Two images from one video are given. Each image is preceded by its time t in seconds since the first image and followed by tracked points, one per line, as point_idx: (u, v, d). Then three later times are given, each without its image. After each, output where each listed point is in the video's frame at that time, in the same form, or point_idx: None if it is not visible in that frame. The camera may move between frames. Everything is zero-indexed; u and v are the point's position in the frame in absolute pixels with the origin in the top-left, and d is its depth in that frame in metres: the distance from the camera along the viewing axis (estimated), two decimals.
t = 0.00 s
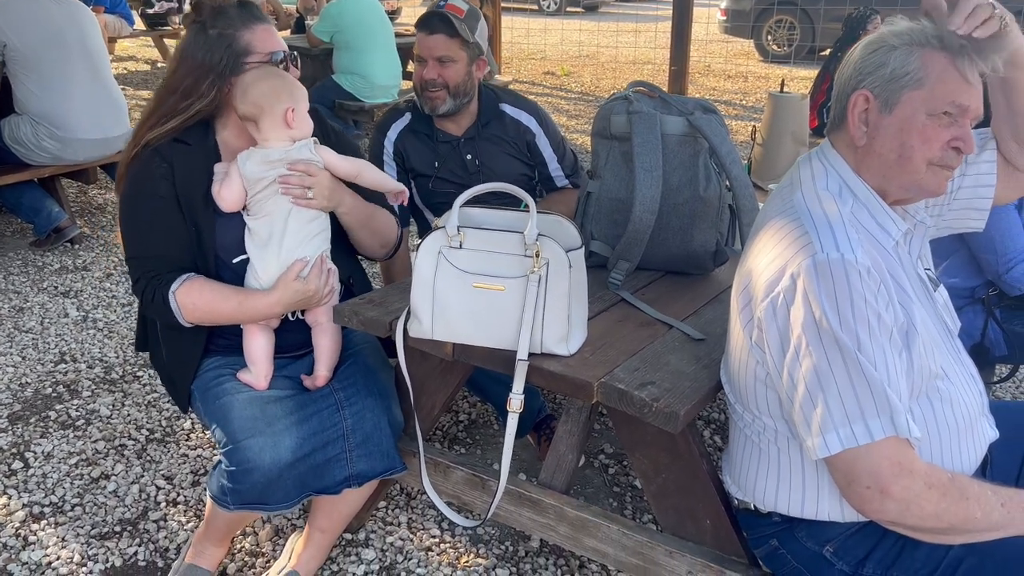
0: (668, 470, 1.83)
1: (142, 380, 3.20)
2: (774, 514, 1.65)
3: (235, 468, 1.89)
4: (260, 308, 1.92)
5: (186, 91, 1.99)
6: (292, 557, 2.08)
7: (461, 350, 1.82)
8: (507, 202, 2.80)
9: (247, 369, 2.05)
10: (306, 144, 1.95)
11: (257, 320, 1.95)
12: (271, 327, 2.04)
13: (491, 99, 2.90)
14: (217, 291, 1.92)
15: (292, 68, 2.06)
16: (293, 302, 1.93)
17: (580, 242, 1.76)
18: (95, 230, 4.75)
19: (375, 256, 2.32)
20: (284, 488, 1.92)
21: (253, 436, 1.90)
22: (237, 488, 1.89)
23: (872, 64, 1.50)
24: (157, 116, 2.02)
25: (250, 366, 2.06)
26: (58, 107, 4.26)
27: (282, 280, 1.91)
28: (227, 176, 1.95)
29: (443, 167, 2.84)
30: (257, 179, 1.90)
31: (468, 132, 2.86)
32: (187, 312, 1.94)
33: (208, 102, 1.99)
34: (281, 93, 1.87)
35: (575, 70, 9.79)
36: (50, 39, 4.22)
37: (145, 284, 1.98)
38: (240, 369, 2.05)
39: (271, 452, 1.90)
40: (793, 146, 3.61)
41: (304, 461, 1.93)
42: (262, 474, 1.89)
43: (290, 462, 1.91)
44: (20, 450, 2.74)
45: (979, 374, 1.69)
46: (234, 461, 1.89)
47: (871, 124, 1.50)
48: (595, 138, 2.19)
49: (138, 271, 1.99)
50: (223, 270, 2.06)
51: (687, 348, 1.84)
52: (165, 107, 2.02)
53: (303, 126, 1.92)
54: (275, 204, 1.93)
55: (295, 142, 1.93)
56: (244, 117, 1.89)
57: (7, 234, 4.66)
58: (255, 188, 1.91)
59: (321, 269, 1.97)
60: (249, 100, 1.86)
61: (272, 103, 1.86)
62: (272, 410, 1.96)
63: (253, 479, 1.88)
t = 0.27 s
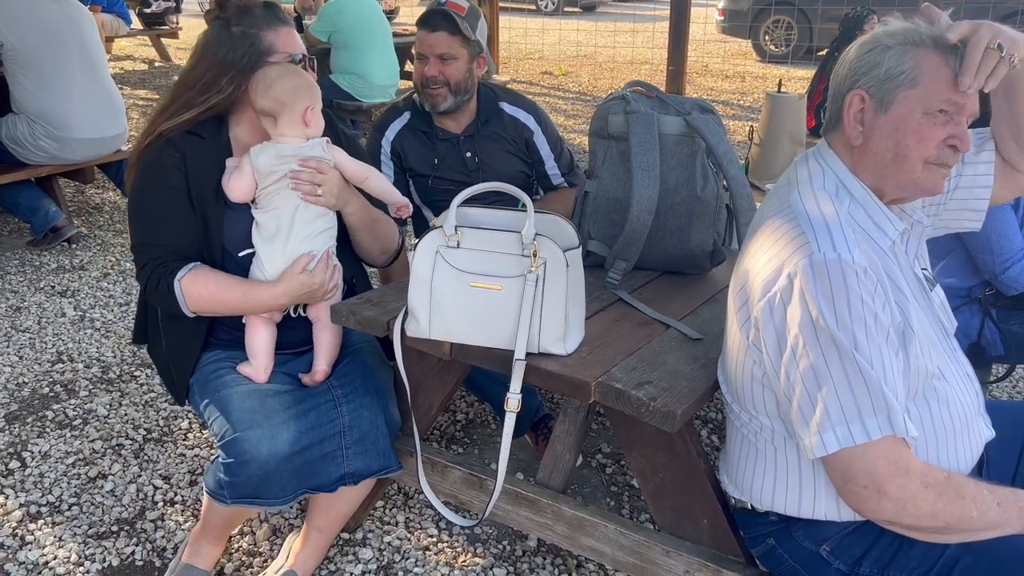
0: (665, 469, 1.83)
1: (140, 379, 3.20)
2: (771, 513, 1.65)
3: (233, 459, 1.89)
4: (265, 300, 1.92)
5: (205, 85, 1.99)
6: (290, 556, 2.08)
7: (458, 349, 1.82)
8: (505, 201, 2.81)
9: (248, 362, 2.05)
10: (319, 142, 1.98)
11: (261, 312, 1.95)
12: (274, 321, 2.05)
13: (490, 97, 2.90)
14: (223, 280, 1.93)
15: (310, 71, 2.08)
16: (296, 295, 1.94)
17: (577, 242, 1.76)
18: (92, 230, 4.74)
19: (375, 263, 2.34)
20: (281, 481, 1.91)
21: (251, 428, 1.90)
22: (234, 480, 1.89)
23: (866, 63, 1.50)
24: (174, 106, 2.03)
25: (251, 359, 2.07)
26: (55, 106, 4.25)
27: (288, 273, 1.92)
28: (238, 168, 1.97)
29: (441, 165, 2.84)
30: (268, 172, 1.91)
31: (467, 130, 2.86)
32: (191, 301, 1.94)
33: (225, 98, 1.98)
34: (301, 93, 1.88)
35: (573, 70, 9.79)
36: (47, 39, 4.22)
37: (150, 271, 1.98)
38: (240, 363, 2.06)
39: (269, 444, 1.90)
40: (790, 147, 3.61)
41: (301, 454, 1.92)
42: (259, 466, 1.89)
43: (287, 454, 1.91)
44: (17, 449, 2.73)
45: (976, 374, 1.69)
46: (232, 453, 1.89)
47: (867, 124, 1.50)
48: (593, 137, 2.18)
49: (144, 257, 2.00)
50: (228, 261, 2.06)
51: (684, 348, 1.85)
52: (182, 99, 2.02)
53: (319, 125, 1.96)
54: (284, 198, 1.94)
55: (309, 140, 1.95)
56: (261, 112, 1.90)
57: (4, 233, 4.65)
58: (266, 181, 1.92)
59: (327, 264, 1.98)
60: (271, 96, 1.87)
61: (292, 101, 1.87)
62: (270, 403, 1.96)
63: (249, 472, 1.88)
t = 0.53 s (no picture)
0: (662, 470, 1.83)
1: (137, 379, 3.19)
2: (768, 513, 1.65)
3: (231, 452, 1.88)
4: (269, 294, 1.93)
5: (219, 81, 2.01)
6: (287, 556, 2.08)
7: (455, 349, 1.82)
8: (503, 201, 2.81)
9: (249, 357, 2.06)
10: (328, 141, 1.99)
11: (264, 306, 1.96)
12: (277, 316, 2.06)
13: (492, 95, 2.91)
14: (228, 272, 1.93)
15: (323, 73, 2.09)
16: (300, 290, 1.94)
17: (574, 241, 1.76)
18: (90, 230, 4.74)
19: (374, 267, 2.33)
20: (279, 475, 1.90)
21: (250, 421, 1.89)
22: (231, 473, 1.88)
23: (864, 64, 1.50)
24: (187, 101, 2.03)
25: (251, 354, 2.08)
26: (53, 106, 4.24)
27: (293, 267, 1.92)
28: (246, 163, 1.97)
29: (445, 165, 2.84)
30: (277, 167, 1.92)
31: (471, 128, 2.86)
32: (195, 292, 1.94)
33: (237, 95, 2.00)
34: (316, 92, 1.89)
35: (571, 70, 9.79)
36: (44, 39, 4.21)
37: (155, 261, 1.97)
38: (240, 357, 2.07)
39: (267, 438, 1.89)
40: (788, 147, 3.62)
41: (299, 449, 1.91)
42: (257, 460, 1.87)
43: (285, 449, 1.90)
44: (13, 450, 2.73)
45: (972, 374, 1.69)
46: (230, 446, 1.88)
47: (864, 124, 1.50)
48: (590, 138, 2.20)
49: (149, 247, 1.99)
50: (232, 255, 2.07)
51: (682, 347, 1.85)
52: (196, 94, 2.03)
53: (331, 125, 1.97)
54: (292, 194, 1.94)
55: (318, 138, 1.97)
56: (274, 108, 1.90)
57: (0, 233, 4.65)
58: (274, 175, 1.93)
59: (332, 260, 1.99)
60: (286, 93, 1.87)
61: (307, 99, 1.88)
62: (270, 398, 1.96)
63: (248, 465, 1.87)
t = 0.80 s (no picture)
0: (660, 471, 1.83)
1: (134, 381, 3.19)
2: (765, 514, 1.65)
3: (229, 449, 1.87)
4: (273, 291, 1.93)
5: (228, 78, 2.00)
6: (284, 558, 2.08)
7: (453, 350, 1.82)
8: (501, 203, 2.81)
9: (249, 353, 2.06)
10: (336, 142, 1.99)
11: (267, 303, 1.96)
12: (278, 314, 2.06)
13: (496, 94, 2.92)
14: (233, 267, 1.93)
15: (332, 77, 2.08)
16: (303, 290, 1.96)
17: (572, 243, 1.75)
18: (87, 231, 4.73)
19: (373, 270, 2.33)
20: (276, 474, 1.90)
21: (250, 417, 1.89)
22: (229, 470, 1.87)
23: (864, 66, 1.50)
24: (195, 97, 2.03)
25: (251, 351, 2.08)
26: (50, 107, 4.24)
27: (298, 267, 1.94)
28: (253, 159, 1.97)
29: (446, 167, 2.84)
30: (285, 165, 1.93)
31: (473, 129, 2.87)
32: (198, 284, 1.93)
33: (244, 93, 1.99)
34: (325, 93, 1.91)
35: (569, 71, 9.80)
36: (41, 40, 4.21)
37: (158, 252, 1.96)
38: (239, 354, 2.07)
39: (266, 435, 1.88)
40: (786, 148, 3.63)
41: (297, 447, 1.91)
42: (255, 457, 1.87)
43: (283, 446, 1.89)
44: (9, 451, 2.72)
45: (968, 375, 1.69)
46: (229, 443, 1.87)
47: (862, 126, 1.50)
48: (588, 138, 2.20)
49: (152, 239, 1.98)
50: (236, 250, 2.06)
51: (679, 348, 1.85)
52: (204, 90, 2.03)
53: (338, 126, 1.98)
54: (299, 193, 1.95)
55: (325, 138, 1.97)
56: (282, 107, 1.91)
57: None
58: (282, 172, 1.93)
59: (337, 263, 2.01)
60: (294, 94, 1.89)
61: (316, 100, 1.90)
62: (269, 395, 1.95)
63: (246, 462, 1.86)
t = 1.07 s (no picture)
0: (657, 472, 1.83)
1: (131, 382, 3.18)
2: (762, 516, 1.65)
3: (227, 447, 1.87)
4: (275, 290, 1.94)
5: (234, 77, 2.01)
6: (281, 560, 2.08)
7: (450, 352, 1.81)
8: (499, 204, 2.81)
9: (247, 352, 2.05)
10: (340, 145, 1.98)
11: (268, 302, 1.96)
12: (278, 313, 2.06)
13: (496, 96, 2.92)
14: (236, 264, 1.93)
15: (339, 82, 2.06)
16: (303, 291, 1.96)
17: (569, 244, 1.75)
18: (84, 232, 4.73)
19: (371, 273, 2.32)
20: (273, 472, 1.90)
21: (248, 414, 1.89)
22: (227, 469, 1.87)
23: (864, 69, 1.50)
24: (202, 96, 2.04)
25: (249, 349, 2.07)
26: (48, 109, 4.24)
27: (301, 268, 1.95)
28: (257, 158, 1.98)
29: (444, 168, 2.84)
30: (290, 165, 1.93)
31: (472, 131, 2.86)
32: (200, 280, 1.93)
33: (248, 92, 1.99)
34: (328, 95, 1.88)
35: (566, 72, 9.80)
36: (39, 41, 4.21)
37: (161, 247, 1.96)
38: (238, 352, 2.06)
39: (264, 432, 1.88)
40: (784, 150, 3.64)
41: (294, 445, 1.91)
42: (253, 454, 1.87)
43: (281, 444, 1.90)
44: (6, 452, 2.72)
45: (964, 377, 1.69)
46: (228, 439, 1.88)
47: (861, 129, 1.51)
48: (585, 140, 2.18)
49: (154, 234, 1.98)
50: (237, 248, 2.06)
51: (677, 350, 1.85)
52: (212, 89, 2.04)
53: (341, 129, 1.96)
54: (303, 194, 1.95)
55: (329, 140, 1.96)
56: (286, 108, 1.90)
57: None
58: (286, 173, 1.94)
59: (341, 267, 2.03)
60: (297, 95, 1.87)
61: (320, 102, 1.88)
62: (268, 393, 1.96)
63: (244, 459, 1.87)
